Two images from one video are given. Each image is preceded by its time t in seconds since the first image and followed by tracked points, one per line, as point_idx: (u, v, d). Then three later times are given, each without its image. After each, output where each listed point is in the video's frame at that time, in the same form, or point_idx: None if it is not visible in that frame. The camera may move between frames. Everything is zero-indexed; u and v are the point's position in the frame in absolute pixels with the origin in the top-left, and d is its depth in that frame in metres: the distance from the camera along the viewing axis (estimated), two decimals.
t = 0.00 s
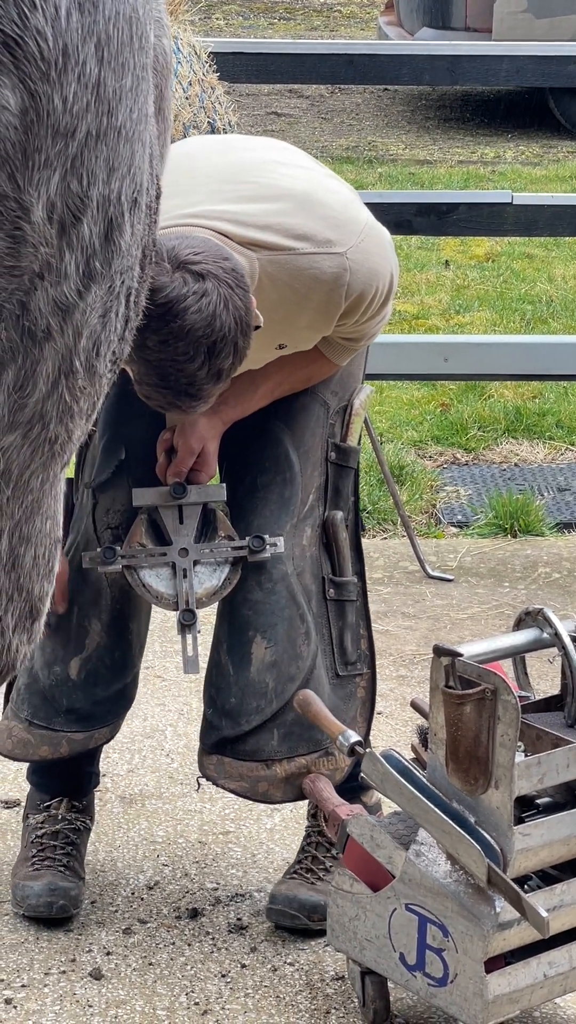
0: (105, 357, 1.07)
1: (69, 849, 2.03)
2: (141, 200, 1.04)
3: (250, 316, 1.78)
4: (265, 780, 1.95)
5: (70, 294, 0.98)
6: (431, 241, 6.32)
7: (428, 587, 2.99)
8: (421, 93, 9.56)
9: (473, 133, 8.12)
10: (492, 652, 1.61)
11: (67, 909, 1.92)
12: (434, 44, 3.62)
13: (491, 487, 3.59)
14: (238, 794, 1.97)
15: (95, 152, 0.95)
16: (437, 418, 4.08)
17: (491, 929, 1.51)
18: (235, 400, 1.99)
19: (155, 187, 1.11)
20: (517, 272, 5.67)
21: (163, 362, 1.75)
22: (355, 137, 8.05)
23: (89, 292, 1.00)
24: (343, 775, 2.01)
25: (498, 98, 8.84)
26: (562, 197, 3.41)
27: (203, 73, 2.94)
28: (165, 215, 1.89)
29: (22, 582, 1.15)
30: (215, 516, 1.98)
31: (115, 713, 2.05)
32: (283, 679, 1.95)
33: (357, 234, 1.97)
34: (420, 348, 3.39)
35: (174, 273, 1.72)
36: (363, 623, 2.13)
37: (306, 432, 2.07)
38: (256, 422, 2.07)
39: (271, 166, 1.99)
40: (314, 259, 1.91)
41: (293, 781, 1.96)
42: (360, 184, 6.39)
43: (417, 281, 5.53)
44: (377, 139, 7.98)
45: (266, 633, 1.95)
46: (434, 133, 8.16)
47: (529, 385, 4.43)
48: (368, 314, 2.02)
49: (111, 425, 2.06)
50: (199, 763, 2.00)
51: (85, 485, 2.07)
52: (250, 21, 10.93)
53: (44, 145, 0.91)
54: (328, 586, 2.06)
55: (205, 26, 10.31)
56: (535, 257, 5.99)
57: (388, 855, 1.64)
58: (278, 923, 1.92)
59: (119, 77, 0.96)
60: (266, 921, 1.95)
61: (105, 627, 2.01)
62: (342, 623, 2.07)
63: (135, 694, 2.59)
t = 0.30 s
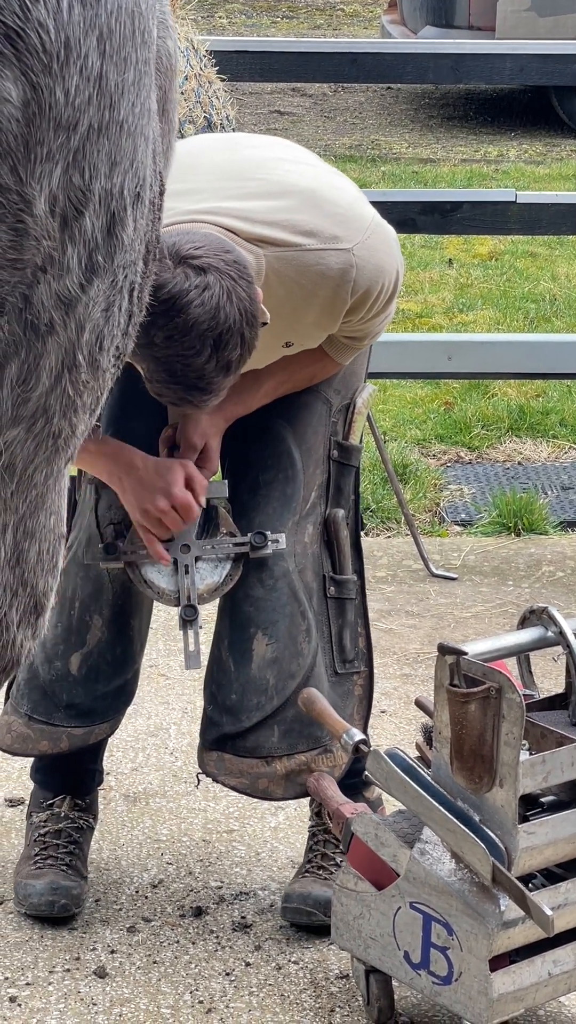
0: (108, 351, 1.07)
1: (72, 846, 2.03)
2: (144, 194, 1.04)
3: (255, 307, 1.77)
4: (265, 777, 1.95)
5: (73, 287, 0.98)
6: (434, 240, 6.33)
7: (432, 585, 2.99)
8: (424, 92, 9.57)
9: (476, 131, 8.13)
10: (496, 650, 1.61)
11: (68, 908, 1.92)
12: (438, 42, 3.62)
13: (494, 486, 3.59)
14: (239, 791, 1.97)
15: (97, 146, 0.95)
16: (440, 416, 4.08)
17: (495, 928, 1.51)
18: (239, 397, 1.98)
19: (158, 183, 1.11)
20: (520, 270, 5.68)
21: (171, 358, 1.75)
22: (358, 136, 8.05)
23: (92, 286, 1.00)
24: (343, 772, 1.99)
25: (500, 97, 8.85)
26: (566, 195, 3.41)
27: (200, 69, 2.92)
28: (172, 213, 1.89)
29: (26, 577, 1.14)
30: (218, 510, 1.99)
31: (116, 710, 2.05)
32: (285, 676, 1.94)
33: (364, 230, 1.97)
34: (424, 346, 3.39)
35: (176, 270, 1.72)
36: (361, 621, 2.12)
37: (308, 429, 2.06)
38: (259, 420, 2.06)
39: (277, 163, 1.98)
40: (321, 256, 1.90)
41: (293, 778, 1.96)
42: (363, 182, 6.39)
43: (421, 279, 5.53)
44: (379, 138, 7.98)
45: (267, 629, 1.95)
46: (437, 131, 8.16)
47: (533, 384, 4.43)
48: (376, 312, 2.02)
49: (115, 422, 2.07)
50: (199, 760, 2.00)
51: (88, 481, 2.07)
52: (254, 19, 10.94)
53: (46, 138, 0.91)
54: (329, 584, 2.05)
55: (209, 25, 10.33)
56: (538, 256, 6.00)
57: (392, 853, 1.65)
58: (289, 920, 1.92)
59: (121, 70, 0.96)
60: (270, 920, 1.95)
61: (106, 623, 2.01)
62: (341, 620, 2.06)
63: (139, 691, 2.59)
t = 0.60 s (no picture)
0: (109, 344, 1.07)
1: (71, 835, 2.03)
2: (145, 188, 1.03)
3: (264, 299, 1.77)
4: (266, 773, 1.95)
5: (72, 280, 0.98)
6: (436, 237, 6.33)
7: (434, 582, 2.99)
8: (426, 89, 9.57)
9: (479, 128, 8.13)
10: (499, 647, 1.60)
11: (65, 892, 1.93)
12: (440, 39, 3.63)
13: (496, 483, 3.60)
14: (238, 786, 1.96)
15: (96, 139, 0.95)
16: (442, 413, 4.08)
17: (498, 924, 1.51)
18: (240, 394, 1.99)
19: (159, 178, 1.11)
20: (522, 267, 5.68)
21: (180, 352, 1.75)
22: (359, 133, 8.04)
23: (91, 279, 1.00)
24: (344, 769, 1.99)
25: (502, 94, 8.85)
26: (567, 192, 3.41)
27: (201, 65, 2.92)
28: (174, 208, 1.89)
29: (28, 571, 1.14)
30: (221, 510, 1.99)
31: (116, 705, 2.05)
32: (285, 672, 1.94)
33: (367, 226, 1.97)
34: (425, 343, 3.40)
35: (184, 265, 1.73)
36: (363, 619, 2.11)
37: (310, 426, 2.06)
38: (260, 416, 2.06)
39: (279, 159, 1.98)
40: (325, 251, 1.90)
41: (294, 774, 1.95)
42: (365, 179, 6.39)
43: (423, 276, 5.53)
44: (382, 135, 7.98)
45: (268, 625, 1.94)
46: (439, 128, 8.16)
47: (535, 381, 4.43)
48: (378, 308, 2.02)
49: (117, 418, 2.07)
50: (199, 756, 2.00)
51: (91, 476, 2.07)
52: (255, 16, 10.95)
53: (45, 132, 0.91)
54: (330, 581, 2.05)
55: (211, 23, 10.33)
56: (540, 252, 6.00)
57: (394, 850, 1.64)
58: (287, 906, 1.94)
59: (120, 64, 0.96)
60: (272, 917, 1.95)
61: (107, 618, 2.01)
62: (343, 617, 2.06)
63: (141, 689, 2.59)
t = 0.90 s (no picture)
0: (107, 339, 1.06)
1: (69, 825, 2.03)
2: (141, 183, 1.03)
3: (260, 297, 1.77)
4: (264, 767, 1.94)
5: (69, 274, 0.98)
6: (435, 232, 6.32)
7: (434, 577, 2.99)
8: (425, 83, 9.57)
9: (478, 122, 8.12)
10: (498, 642, 1.60)
11: (62, 880, 1.93)
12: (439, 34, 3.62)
13: (496, 478, 3.59)
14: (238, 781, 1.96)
15: (91, 134, 0.95)
16: (442, 408, 4.08)
17: (497, 918, 1.51)
18: (240, 389, 1.99)
19: (156, 174, 1.11)
20: (521, 261, 5.67)
21: (176, 347, 1.75)
22: (358, 128, 8.04)
23: (88, 274, 1.00)
24: (344, 764, 1.99)
25: (501, 89, 8.84)
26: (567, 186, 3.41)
27: (202, 61, 2.92)
28: (171, 204, 1.89)
29: (26, 565, 1.14)
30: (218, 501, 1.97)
31: (114, 699, 2.04)
32: (284, 666, 1.94)
33: (365, 222, 1.96)
34: (424, 338, 3.39)
35: (182, 260, 1.72)
36: (362, 612, 2.11)
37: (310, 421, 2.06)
38: (258, 412, 2.06)
39: (278, 155, 1.98)
40: (321, 247, 1.90)
41: (293, 768, 1.95)
42: (365, 174, 6.39)
43: (422, 271, 5.53)
44: (381, 130, 7.98)
45: (267, 620, 1.94)
46: (438, 123, 8.16)
47: (535, 376, 4.43)
48: (377, 304, 2.01)
49: (118, 412, 2.07)
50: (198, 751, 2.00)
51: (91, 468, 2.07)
52: (254, 11, 10.95)
53: (39, 126, 0.91)
54: (330, 576, 2.04)
55: (210, 18, 10.33)
56: (540, 247, 5.99)
57: (393, 845, 1.64)
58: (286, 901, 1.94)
59: (114, 59, 0.95)
60: (272, 912, 1.95)
61: (106, 612, 2.01)
62: (342, 611, 2.06)
63: (141, 684, 2.59)
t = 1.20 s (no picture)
0: (96, 328, 1.07)
1: (63, 820, 2.04)
2: (129, 173, 1.03)
3: (247, 294, 1.77)
4: (257, 758, 1.95)
5: (56, 265, 0.98)
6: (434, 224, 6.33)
7: (430, 569, 2.99)
8: (425, 76, 9.56)
9: (478, 114, 8.12)
10: (492, 632, 1.60)
11: (55, 879, 1.94)
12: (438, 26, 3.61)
13: (494, 469, 3.59)
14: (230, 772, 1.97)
15: (77, 124, 0.95)
16: (439, 400, 4.08)
17: (491, 908, 1.51)
18: (233, 381, 1.99)
19: (144, 162, 1.11)
20: (519, 253, 5.67)
21: (163, 339, 1.75)
22: (358, 120, 8.03)
23: (75, 264, 1.00)
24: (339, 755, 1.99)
25: (501, 80, 8.83)
26: (564, 178, 3.41)
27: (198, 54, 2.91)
28: (162, 198, 1.89)
29: (17, 555, 1.14)
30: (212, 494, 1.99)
31: (107, 690, 2.05)
32: (277, 657, 1.94)
33: (355, 214, 1.96)
34: (422, 330, 3.39)
35: (171, 253, 1.73)
36: (356, 604, 2.12)
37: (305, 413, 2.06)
38: (250, 403, 2.06)
39: (269, 147, 1.98)
40: (312, 239, 1.89)
41: (286, 760, 1.95)
42: (363, 166, 6.39)
43: (420, 263, 5.53)
44: (381, 122, 7.97)
45: (259, 611, 1.95)
46: (437, 115, 8.15)
47: (533, 367, 4.43)
48: (367, 295, 2.01)
49: (111, 404, 2.07)
50: (191, 743, 1.99)
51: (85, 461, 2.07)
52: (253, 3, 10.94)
53: (24, 117, 0.92)
54: (323, 567, 2.05)
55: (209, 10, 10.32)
56: (538, 239, 5.99)
57: (387, 835, 1.64)
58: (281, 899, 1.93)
59: (100, 49, 0.95)
60: (266, 903, 1.96)
61: (100, 603, 2.02)
62: (336, 603, 2.06)
63: (136, 676, 2.60)
